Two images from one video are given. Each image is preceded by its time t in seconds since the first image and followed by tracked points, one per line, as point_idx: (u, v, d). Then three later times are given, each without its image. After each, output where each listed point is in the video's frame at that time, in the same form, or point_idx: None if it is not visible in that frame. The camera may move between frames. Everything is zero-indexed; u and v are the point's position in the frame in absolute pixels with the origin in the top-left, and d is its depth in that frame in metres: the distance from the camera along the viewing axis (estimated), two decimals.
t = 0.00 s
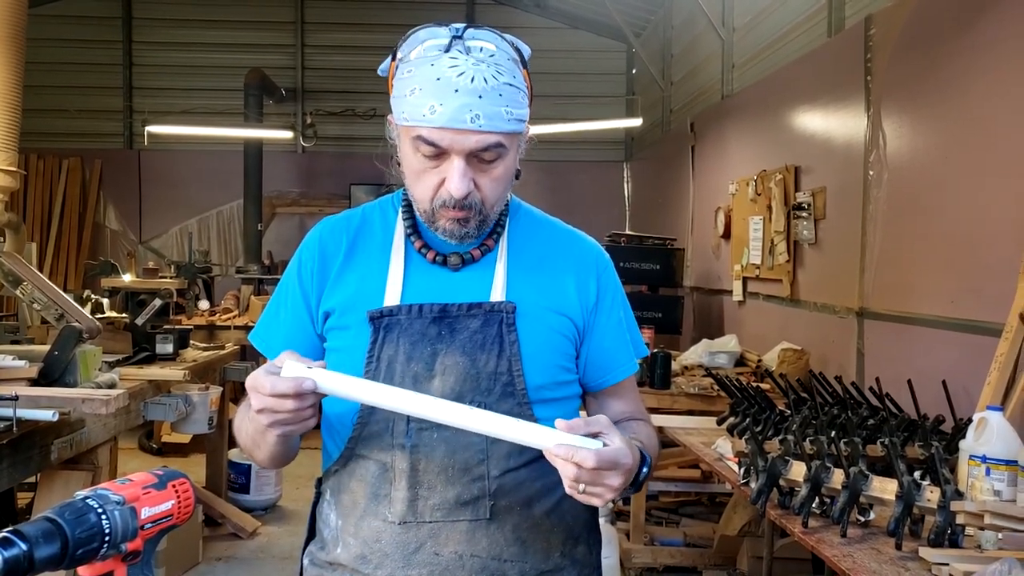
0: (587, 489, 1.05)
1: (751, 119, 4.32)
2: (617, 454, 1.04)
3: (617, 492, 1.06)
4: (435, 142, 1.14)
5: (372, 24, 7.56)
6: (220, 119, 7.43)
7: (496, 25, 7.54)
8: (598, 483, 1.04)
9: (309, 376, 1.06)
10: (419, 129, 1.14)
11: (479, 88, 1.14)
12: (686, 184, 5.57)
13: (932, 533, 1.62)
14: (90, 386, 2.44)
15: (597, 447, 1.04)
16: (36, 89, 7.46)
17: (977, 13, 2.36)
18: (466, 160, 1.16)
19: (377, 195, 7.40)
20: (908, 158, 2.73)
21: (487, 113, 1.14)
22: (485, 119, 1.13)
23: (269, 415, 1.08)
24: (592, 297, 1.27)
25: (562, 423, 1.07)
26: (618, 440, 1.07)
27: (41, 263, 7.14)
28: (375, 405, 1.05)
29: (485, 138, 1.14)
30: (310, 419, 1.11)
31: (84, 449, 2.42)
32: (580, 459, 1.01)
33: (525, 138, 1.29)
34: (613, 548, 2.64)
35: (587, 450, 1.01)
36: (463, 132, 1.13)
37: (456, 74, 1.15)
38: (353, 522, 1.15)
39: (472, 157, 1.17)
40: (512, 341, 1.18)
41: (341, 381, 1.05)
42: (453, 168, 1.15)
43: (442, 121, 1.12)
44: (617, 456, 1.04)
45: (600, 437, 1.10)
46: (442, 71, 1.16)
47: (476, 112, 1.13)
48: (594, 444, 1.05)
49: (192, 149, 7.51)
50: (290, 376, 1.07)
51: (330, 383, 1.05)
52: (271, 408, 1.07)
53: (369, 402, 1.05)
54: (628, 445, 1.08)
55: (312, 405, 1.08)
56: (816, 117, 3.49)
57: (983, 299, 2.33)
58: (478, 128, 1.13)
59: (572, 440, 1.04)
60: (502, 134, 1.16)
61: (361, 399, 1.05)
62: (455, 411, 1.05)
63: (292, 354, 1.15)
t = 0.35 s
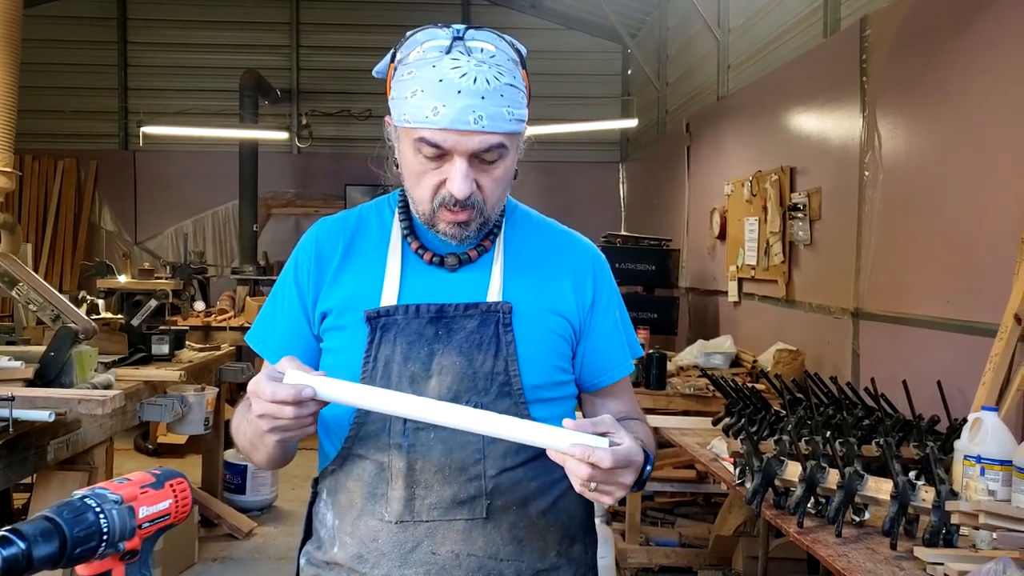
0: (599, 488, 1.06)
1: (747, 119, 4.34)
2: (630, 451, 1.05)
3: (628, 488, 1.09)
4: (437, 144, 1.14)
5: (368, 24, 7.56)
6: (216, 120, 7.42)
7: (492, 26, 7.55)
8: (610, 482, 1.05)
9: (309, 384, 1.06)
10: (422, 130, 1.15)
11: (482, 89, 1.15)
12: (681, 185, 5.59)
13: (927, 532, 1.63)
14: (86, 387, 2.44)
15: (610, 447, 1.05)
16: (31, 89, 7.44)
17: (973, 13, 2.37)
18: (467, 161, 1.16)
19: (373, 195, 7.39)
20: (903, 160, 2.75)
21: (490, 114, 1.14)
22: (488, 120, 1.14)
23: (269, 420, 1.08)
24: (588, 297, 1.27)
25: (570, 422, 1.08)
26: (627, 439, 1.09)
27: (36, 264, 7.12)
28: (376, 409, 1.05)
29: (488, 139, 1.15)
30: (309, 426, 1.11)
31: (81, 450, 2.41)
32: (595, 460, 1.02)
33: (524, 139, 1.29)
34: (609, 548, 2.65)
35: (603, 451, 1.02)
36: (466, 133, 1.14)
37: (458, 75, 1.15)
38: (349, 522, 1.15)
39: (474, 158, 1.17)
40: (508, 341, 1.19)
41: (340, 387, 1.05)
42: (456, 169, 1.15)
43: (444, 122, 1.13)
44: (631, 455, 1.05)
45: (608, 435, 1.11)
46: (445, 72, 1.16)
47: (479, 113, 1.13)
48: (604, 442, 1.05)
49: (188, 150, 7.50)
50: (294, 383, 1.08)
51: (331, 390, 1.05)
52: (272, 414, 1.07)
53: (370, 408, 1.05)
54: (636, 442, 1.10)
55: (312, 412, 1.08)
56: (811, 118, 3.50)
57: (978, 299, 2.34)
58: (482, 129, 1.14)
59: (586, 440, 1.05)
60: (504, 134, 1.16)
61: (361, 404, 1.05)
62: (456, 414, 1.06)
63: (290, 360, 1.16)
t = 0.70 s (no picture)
0: (599, 487, 1.06)
1: (746, 115, 4.33)
2: (632, 451, 1.06)
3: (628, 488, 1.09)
4: (438, 139, 1.14)
5: (367, 20, 7.54)
6: (214, 116, 7.41)
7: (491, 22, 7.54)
8: (611, 481, 1.06)
9: (310, 380, 1.06)
10: (422, 125, 1.15)
11: (482, 84, 1.14)
12: (680, 181, 5.59)
13: (925, 528, 1.63)
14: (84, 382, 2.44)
15: (612, 445, 1.05)
16: (30, 85, 7.43)
17: (973, 9, 2.36)
18: (468, 156, 1.16)
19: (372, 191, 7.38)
20: (902, 156, 2.75)
21: (491, 108, 1.14)
22: (489, 114, 1.13)
23: (270, 416, 1.08)
24: (588, 294, 1.27)
25: (572, 420, 1.08)
26: (629, 437, 1.09)
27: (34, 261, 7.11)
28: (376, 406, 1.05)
29: (488, 134, 1.15)
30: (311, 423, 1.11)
31: (79, 446, 2.41)
32: (596, 458, 1.02)
33: (525, 135, 1.29)
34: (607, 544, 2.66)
35: (605, 449, 1.02)
36: (466, 128, 1.14)
37: (459, 70, 1.15)
38: (349, 516, 1.15)
39: (474, 153, 1.17)
40: (508, 337, 1.19)
41: (340, 383, 1.05)
42: (456, 164, 1.15)
43: (445, 117, 1.13)
44: (632, 454, 1.06)
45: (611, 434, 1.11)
46: (446, 67, 1.16)
47: (480, 108, 1.13)
48: (605, 440, 1.06)
49: (186, 146, 7.48)
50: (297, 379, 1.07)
51: (332, 386, 1.05)
52: (273, 409, 1.07)
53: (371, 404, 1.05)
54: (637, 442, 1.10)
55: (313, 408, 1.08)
56: (810, 114, 3.50)
57: (976, 296, 2.34)
58: (482, 124, 1.14)
59: (589, 438, 1.05)
60: (505, 130, 1.16)
61: (362, 401, 1.05)
62: (456, 411, 1.06)
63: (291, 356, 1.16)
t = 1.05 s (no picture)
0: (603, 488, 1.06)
1: (746, 114, 4.33)
2: (636, 452, 1.06)
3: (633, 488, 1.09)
4: (439, 135, 1.14)
5: (366, 19, 7.53)
6: (214, 115, 7.41)
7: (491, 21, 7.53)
8: (614, 482, 1.05)
9: (313, 380, 1.06)
10: (423, 122, 1.15)
11: (484, 81, 1.14)
12: (680, 180, 5.59)
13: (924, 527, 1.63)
14: (84, 381, 2.44)
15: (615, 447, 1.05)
16: (30, 84, 7.42)
17: (974, 8, 2.36)
18: (469, 153, 1.16)
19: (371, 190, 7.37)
20: (901, 156, 2.75)
21: (492, 106, 1.14)
22: (491, 112, 1.14)
23: (272, 415, 1.08)
24: (589, 292, 1.27)
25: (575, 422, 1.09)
26: (633, 438, 1.09)
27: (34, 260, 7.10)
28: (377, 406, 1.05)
29: (489, 132, 1.15)
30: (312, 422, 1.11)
31: (79, 444, 2.41)
32: (597, 461, 1.02)
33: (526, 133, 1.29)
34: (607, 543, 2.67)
35: (607, 451, 1.02)
36: (468, 125, 1.14)
37: (461, 67, 1.15)
38: (349, 515, 1.15)
39: (476, 151, 1.17)
40: (508, 336, 1.19)
41: (339, 382, 1.05)
42: (457, 161, 1.15)
43: (447, 114, 1.13)
44: (635, 454, 1.05)
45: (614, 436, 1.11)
46: (448, 64, 1.16)
47: (481, 105, 1.13)
48: (608, 442, 1.05)
49: (186, 144, 7.48)
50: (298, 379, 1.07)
51: (331, 385, 1.05)
52: (274, 408, 1.07)
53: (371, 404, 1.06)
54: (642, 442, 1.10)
55: (318, 409, 1.08)
56: (810, 113, 3.50)
57: (976, 296, 2.34)
58: (483, 121, 1.14)
59: (592, 441, 1.05)
60: (506, 127, 1.16)
61: (364, 401, 1.05)
62: (456, 410, 1.06)
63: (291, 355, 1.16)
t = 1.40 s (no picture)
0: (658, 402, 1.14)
1: (749, 112, 4.32)
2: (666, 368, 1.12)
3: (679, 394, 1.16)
4: (465, 122, 1.14)
5: (368, 18, 7.54)
6: (216, 114, 7.42)
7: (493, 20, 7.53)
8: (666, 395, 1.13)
9: (301, 377, 1.06)
10: (449, 108, 1.15)
11: (512, 71, 1.16)
12: (682, 179, 5.58)
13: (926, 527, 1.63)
14: (86, 379, 2.44)
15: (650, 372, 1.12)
16: (33, 83, 7.43)
17: (976, 8, 2.36)
18: (491, 143, 1.16)
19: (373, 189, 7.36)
20: (904, 155, 2.74)
21: (519, 95, 1.15)
22: (517, 101, 1.15)
23: (268, 408, 1.09)
24: (592, 288, 1.26)
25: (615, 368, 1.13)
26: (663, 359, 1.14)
27: (36, 259, 7.11)
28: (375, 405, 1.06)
29: (514, 121, 1.16)
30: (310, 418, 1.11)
31: (81, 443, 2.41)
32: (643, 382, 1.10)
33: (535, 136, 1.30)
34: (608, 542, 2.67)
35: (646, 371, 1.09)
36: (494, 113, 1.14)
37: (489, 56, 1.16)
38: (352, 513, 1.15)
39: (497, 141, 1.17)
40: (511, 334, 1.18)
41: (334, 381, 1.06)
42: (480, 150, 1.15)
43: (474, 100, 1.13)
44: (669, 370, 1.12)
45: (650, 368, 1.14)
46: (475, 53, 1.16)
47: (509, 94, 1.14)
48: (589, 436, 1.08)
49: (188, 144, 7.49)
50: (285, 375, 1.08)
51: (325, 383, 1.06)
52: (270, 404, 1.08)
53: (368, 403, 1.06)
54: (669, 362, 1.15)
55: (312, 405, 1.08)
56: (813, 112, 3.49)
57: (978, 296, 2.34)
58: (509, 110, 1.14)
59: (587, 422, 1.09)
60: (529, 119, 1.18)
61: (363, 400, 1.06)
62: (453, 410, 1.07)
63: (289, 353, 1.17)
